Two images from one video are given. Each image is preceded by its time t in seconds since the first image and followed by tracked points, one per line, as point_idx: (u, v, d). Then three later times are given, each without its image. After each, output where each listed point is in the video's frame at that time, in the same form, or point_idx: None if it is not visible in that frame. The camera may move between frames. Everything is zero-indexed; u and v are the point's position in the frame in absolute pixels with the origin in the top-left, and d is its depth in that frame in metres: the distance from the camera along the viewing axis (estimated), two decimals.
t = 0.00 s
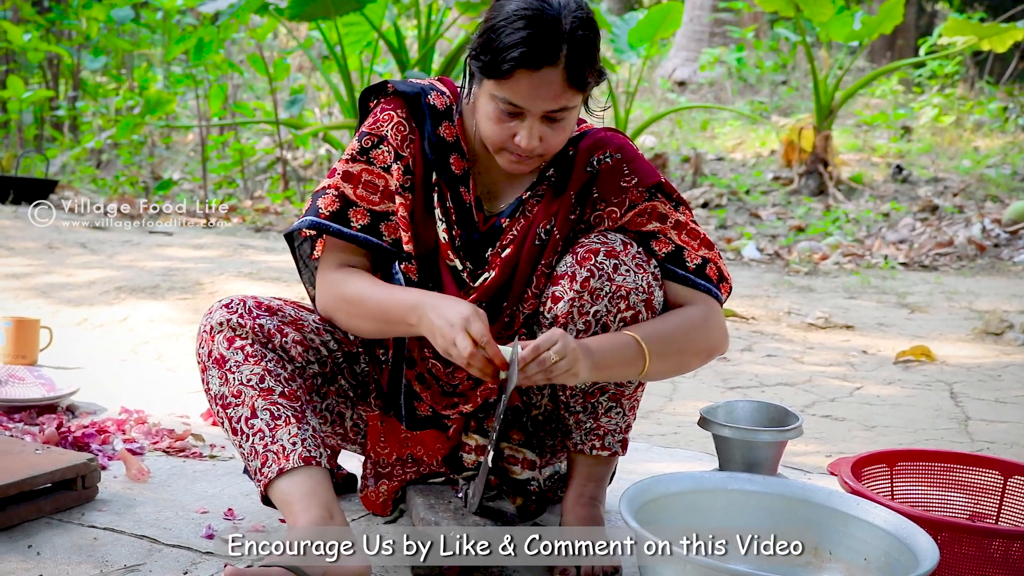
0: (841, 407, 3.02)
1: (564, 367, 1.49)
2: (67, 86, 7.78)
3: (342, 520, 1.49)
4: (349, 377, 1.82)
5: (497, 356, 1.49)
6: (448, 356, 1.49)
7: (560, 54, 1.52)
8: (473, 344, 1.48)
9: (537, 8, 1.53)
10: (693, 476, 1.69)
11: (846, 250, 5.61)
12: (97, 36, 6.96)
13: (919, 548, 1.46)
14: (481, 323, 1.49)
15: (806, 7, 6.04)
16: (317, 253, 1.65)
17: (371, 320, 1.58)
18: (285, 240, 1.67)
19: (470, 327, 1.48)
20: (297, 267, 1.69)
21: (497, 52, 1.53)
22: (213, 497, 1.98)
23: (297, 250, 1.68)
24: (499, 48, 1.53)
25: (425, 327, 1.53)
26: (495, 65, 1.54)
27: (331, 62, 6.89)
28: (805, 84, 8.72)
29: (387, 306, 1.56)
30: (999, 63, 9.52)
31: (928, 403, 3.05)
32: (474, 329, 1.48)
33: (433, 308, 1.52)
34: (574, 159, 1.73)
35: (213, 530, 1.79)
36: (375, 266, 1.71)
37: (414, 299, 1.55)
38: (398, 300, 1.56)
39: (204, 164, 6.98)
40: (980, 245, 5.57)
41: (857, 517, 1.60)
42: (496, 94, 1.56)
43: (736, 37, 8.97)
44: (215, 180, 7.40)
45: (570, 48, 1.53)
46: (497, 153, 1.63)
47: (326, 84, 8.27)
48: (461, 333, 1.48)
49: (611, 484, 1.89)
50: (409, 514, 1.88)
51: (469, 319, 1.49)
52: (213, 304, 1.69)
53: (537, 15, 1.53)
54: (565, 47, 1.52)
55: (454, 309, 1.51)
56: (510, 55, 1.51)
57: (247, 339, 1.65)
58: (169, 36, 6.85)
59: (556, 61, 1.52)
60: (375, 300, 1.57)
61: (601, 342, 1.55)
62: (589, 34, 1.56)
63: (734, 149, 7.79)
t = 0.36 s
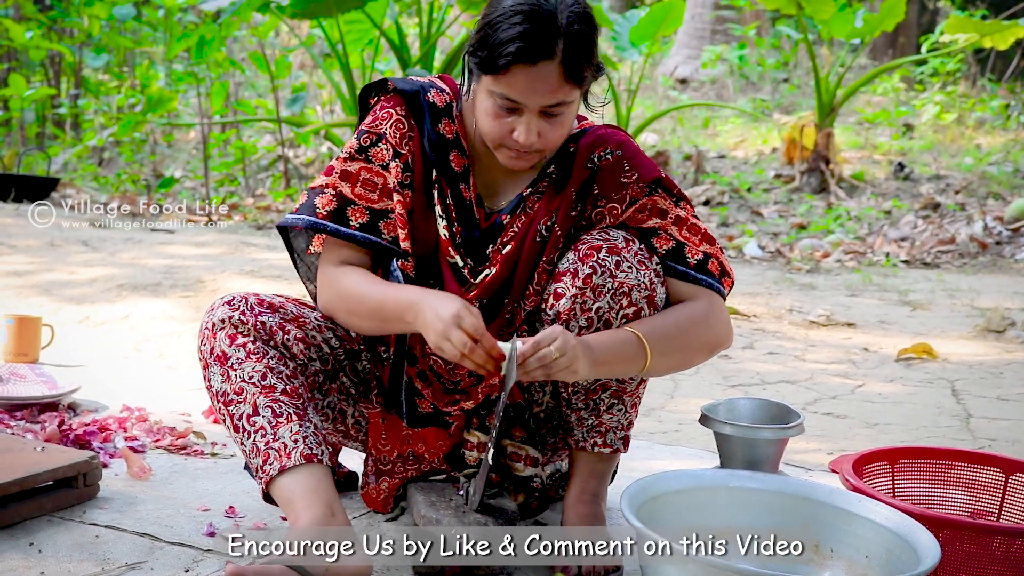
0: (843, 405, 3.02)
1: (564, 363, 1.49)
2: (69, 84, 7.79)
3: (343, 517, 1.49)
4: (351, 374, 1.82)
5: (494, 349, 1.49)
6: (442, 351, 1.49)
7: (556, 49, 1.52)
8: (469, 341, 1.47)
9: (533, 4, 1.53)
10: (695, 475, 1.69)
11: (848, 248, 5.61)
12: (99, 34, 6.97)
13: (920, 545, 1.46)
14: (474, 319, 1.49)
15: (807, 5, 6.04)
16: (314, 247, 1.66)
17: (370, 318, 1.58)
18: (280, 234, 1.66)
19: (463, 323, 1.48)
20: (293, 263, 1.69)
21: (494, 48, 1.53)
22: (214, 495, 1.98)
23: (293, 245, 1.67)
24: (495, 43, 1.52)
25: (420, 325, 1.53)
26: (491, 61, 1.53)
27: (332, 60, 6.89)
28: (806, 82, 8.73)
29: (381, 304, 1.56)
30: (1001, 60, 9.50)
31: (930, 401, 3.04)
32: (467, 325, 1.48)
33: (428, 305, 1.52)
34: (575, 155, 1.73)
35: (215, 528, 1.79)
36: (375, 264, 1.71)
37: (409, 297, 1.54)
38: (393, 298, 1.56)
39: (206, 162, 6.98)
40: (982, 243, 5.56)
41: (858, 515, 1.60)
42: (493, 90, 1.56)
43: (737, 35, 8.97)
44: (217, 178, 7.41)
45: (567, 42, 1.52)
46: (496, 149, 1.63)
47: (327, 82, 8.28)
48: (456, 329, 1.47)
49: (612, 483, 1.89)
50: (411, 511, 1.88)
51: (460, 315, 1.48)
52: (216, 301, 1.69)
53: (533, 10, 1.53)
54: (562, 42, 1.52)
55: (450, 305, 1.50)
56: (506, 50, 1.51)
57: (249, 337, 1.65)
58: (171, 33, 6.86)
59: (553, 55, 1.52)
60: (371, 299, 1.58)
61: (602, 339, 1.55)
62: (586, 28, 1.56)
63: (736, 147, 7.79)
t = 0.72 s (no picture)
0: (843, 403, 3.02)
1: (558, 387, 1.48)
2: (69, 82, 7.79)
3: (343, 515, 1.49)
4: (351, 373, 1.82)
5: (487, 380, 1.50)
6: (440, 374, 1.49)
7: (562, 45, 1.52)
8: (466, 370, 1.48)
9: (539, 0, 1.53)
10: (695, 473, 1.69)
11: (848, 246, 5.61)
12: (99, 31, 6.96)
13: (920, 544, 1.46)
14: (474, 347, 1.49)
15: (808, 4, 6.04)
16: (322, 249, 1.66)
17: (376, 329, 1.58)
18: (290, 238, 1.68)
19: (462, 351, 1.48)
20: (302, 266, 1.70)
21: (500, 43, 1.53)
22: (215, 493, 1.98)
23: (302, 248, 1.69)
24: (501, 39, 1.53)
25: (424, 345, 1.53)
26: (496, 56, 1.53)
27: (333, 58, 6.89)
28: (806, 81, 8.74)
29: (394, 319, 1.56)
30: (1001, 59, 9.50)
31: (930, 400, 3.04)
32: (466, 354, 1.48)
33: (434, 329, 1.52)
34: (576, 154, 1.73)
35: (215, 526, 1.79)
36: (378, 263, 1.70)
37: (422, 316, 1.54)
38: (406, 314, 1.55)
39: (206, 160, 6.99)
40: (982, 241, 5.56)
41: (858, 513, 1.60)
42: (498, 85, 1.55)
43: (738, 33, 8.97)
44: (217, 176, 7.41)
45: (573, 39, 1.53)
46: (500, 145, 1.63)
47: (327, 80, 8.28)
48: (454, 357, 1.48)
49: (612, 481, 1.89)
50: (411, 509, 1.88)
51: (462, 343, 1.48)
52: (214, 300, 1.69)
53: (539, 6, 1.53)
54: (568, 38, 1.52)
55: (458, 333, 1.50)
56: (512, 45, 1.51)
57: (248, 336, 1.65)
58: (172, 31, 6.86)
59: (559, 51, 1.52)
60: (382, 312, 1.57)
61: (596, 357, 1.54)
62: (592, 24, 1.56)
63: (736, 145, 7.79)
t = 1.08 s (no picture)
0: (841, 402, 3.03)
1: (559, 375, 1.47)
2: (67, 81, 7.78)
3: (342, 514, 1.50)
4: (350, 372, 1.82)
5: (491, 366, 1.49)
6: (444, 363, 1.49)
7: (559, 48, 1.52)
8: (469, 358, 1.47)
9: (537, 3, 1.53)
10: (694, 472, 1.69)
11: (847, 244, 5.62)
12: (98, 31, 6.95)
13: (918, 542, 1.46)
14: (476, 333, 1.48)
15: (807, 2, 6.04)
16: (320, 247, 1.66)
17: (380, 323, 1.58)
18: (289, 236, 1.68)
19: (464, 337, 1.47)
20: (300, 263, 1.69)
21: (496, 46, 1.53)
22: (214, 492, 1.98)
23: (300, 245, 1.68)
24: (498, 42, 1.53)
25: (428, 335, 1.52)
26: (493, 59, 1.54)
27: (331, 57, 6.88)
28: (805, 79, 8.74)
29: (397, 312, 1.55)
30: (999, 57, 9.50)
31: (928, 398, 3.05)
32: (468, 340, 1.46)
33: (436, 317, 1.51)
34: (575, 153, 1.73)
35: (214, 525, 1.79)
36: (379, 261, 1.71)
37: (423, 306, 1.54)
38: (407, 306, 1.55)
39: (205, 160, 6.98)
40: (981, 239, 5.57)
41: (857, 512, 1.60)
42: (495, 88, 1.56)
43: (737, 32, 8.97)
44: (216, 176, 7.42)
45: (570, 42, 1.53)
46: (497, 147, 1.63)
47: (326, 79, 8.28)
48: (456, 344, 1.47)
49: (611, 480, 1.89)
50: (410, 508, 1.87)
51: (463, 329, 1.47)
52: (213, 299, 1.69)
53: (536, 10, 1.53)
54: (565, 41, 1.52)
55: (459, 319, 1.49)
56: (510, 49, 1.51)
57: (247, 334, 1.65)
58: (171, 31, 6.84)
59: (555, 54, 1.52)
60: (386, 305, 1.57)
61: (598, 347, 1.53)
62: (590, 27, 1.56)
63: (734, 144, 7.79)
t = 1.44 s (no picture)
0: (841, 403, 3.02)
1: (565, 360, 1.49)
2: (67, 80, 7.77)
3: (343, 514, 1.50)
4: (351, 372, 1.82)
5: (498, 346, 1.48)
6: (451, 346, 1.49)
7: (563, 51, 1.52)
8: (474, 337, 1.47)
9: (540, 5, 1.53)
10: (693, 473, 1.69)
11: (846, 246, 5.62)
12: (98, 30, 6.94)
13: (918, 544, 1.46)
14: (482, 314, 1.50)
15: (807, 4, 6.04)
16: (320, 247, 1.66)
17: (381, 316, 1.59)
18: (288, 236, 1.68)
19: (470, 318, 1.49)
20: (299, 264, 1.69)
21: (500, 50, 1.53)
22: (214, 492, 1.98)
23: (299, 245, 1.68)
24: (501, 45, 1.53)
25: (432, 321, 1.54)
26: (497, 62, 1.54)
27: (332, 57, 6.88)
28: (805, 80, 8.74)
29: (395, 301, 1.57)
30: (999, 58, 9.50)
31: (928, 400, 3.05)
32: (475, 320, 1.48)
33: (438, 301, 1.53)
34: (578, 155, 1.72)
35: (214, 526, 1.78)
36: (381, 264, 1.71)
37: (421, 294, 1.55)
38: (405, 295, 1.56)
39: (204, 160, 6.97)
40: (981, 241, 5.57)
41: (857, 513, 1.60)
42: (499, 91, 1.56)
43: (737, 33, 8.97)
44: (216, 175, 7.42)
45: (574, 45, 1.52)
46: (500, 150, 1.63)
47: (326, 79, 8.27)
48: (463, 324, 1.48)
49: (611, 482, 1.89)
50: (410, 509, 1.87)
51: (470, 310, 1.49)
52: (216, 298, 1.69)
53: (541, 12, 1.52)
54: (569, 44, 1.52)
55: (461, 300, 1.51)
56: (513, 52, 1.51)
57: (249, 333, 1.65)
58: (171, 31, 6.84)
59: (560, 57, 1.51)
60: (382, 296, 1.58)
61: (603, 337, 1.55)
62: (593, 30, 1.56)
63: (734, 145, 7.79)
